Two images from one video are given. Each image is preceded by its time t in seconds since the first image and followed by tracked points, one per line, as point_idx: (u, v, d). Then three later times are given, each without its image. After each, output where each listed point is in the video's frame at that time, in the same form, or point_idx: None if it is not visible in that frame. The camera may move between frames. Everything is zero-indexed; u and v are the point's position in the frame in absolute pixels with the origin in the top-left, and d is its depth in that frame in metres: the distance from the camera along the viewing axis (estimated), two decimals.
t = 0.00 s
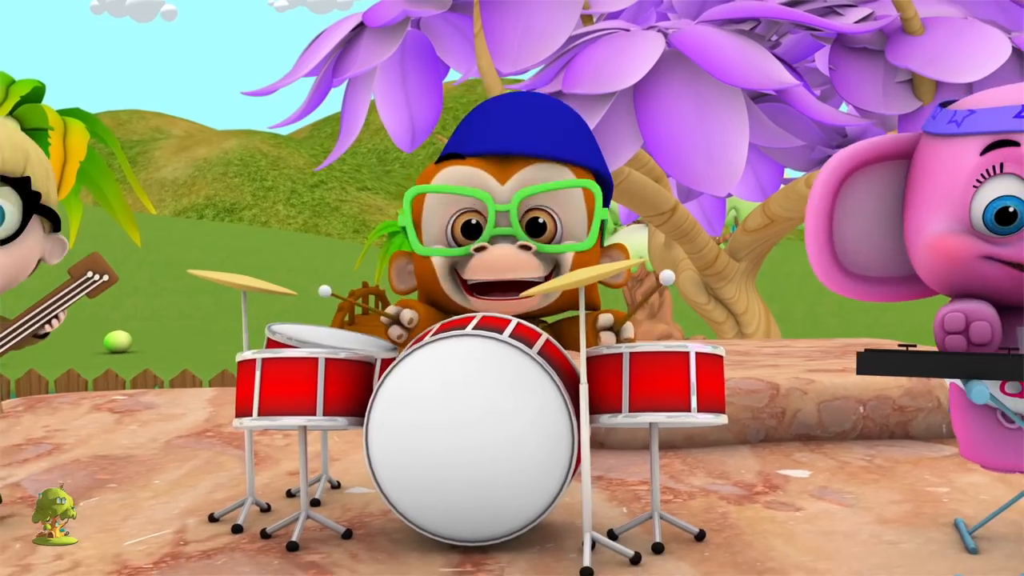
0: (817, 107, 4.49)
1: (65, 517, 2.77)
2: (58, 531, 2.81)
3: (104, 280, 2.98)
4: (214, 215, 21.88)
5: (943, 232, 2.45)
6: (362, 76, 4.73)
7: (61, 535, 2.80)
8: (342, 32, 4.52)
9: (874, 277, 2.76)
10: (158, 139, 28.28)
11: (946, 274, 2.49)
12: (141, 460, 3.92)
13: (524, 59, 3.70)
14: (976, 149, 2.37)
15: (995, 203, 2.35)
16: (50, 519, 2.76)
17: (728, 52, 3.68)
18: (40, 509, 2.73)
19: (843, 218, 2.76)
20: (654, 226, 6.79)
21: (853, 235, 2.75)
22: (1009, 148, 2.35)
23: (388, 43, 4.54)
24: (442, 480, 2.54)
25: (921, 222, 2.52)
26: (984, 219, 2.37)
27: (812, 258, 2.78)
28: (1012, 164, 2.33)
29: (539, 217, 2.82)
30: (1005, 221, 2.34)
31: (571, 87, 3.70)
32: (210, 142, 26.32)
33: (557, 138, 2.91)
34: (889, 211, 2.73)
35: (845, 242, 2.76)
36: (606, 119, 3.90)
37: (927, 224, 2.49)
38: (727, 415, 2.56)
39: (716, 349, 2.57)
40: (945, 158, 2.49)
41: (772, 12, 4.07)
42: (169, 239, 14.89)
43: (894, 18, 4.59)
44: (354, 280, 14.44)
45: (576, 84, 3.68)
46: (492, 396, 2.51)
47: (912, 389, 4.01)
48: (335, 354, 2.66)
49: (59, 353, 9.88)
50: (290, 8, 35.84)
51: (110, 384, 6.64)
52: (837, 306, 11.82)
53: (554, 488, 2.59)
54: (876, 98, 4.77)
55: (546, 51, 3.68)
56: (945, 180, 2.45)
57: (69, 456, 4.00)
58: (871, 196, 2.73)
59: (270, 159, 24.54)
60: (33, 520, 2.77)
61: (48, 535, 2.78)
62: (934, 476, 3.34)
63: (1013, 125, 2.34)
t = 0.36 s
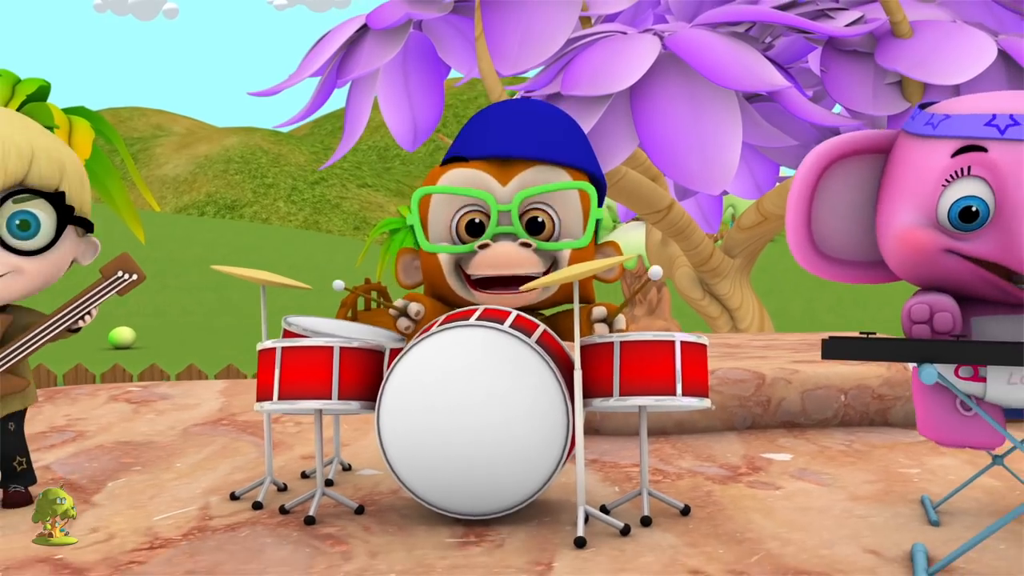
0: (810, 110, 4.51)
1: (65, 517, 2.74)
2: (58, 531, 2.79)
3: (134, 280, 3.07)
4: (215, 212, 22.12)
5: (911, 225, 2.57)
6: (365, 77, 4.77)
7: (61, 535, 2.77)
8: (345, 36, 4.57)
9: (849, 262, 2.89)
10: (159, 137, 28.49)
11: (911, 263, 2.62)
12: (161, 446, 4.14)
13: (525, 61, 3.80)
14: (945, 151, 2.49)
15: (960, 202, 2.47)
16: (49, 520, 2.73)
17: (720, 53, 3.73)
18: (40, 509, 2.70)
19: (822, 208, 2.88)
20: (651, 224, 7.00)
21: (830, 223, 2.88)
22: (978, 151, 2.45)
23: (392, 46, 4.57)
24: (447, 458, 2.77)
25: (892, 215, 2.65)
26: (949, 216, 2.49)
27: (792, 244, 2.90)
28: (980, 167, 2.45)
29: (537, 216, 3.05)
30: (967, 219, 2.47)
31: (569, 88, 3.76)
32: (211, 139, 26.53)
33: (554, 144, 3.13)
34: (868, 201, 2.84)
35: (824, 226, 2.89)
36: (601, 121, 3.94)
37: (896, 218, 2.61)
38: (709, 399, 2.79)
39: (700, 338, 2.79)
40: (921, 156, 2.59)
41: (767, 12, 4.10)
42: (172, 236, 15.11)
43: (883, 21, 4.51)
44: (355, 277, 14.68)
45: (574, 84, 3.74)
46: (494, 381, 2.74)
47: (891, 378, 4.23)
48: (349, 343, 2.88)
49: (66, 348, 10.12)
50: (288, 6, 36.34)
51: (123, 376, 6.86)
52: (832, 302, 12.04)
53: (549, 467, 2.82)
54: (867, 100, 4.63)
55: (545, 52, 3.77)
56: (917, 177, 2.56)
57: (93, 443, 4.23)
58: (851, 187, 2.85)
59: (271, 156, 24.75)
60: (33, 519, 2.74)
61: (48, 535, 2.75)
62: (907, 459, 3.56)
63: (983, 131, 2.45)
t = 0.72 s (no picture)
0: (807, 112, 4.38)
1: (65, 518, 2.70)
2: (58, 531, 2.75)
3: (156, 266, 3.34)
4: (216, 209, 22.35)
5: (863, 197, 2.75)
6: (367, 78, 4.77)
7: (61, 535, 2.74)
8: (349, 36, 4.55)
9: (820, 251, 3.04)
10: (161, 135, 28.74)
11: (865, 236, 2.77)
12: (179, 432, 4.37)
13: (525, 63, 3.64)
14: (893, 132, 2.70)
15: (905, 176, 2.65)
16: (48, 520, 2.68)
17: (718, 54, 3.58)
18: (39, 510, 2.66)
19: (796, 195, 3.05)
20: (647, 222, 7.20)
21: (802, 209, 3.04)
22: (920, 132, 2.67)
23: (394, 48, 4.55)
24: (452, 439, 3.00)
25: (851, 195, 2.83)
26: (896, 188, 2.67)
27: (768, 230, 3.07)
28: (923, 147, 2.65)
29: (537, 214, 3.26)
30: (912, 191, 2.64)
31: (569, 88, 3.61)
32: (213, 137, 26.75)
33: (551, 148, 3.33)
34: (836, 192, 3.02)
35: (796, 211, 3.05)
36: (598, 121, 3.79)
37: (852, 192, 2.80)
38: (694, 385, 3.03)
39: (686, 329, 3.01)
40: (875, 143, 2.82)
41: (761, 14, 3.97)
42: (175, 233, 15.32)
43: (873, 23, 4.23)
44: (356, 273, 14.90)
45: (572, 86, 3.61)
46: (494, 366, 2.96)
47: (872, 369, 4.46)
48: (360, 334, 3.11)
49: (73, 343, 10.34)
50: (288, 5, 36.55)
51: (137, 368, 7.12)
52: (827, 299, 12.25)
53: (547, 448, 3.06)
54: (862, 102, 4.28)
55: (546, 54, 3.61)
56: (871, 161, 2.76)
57: (115, 430, 4.46)
58: (820, 181, 3.02)
59: (272, 154, 24.95)
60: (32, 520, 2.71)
61: (48, 535, 2.72)
62: (883, 443, 3.78)
63: (924, 115, 2.67)
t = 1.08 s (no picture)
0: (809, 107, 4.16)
1: (65, 518, 2.69)
2: (58, 531, 2.74)
3: (180, 272, 3.59)
4: (217, 207, 22.58)
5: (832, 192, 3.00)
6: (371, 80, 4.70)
7: (62, 535, 2.72)
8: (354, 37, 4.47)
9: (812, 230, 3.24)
10: (162, 132, 28.95)
11: (831, 228, 3.02)
12: (195, 421, 4.59)
13: (525, 64, 3.68)
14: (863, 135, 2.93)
15: (869, 176, 2.90)
16: (49, 520, 2.67)
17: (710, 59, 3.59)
18: (39, 510, 2.65)
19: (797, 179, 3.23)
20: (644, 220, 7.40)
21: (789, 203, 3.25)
22: (887, 137, 2.91)
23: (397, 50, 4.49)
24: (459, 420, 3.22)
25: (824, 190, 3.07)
26: (857, 186, 2.93)
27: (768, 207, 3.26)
28: (889, 150, 2.89)
29: (538, 214, 3.47)
30: (871, 189, 2.90)
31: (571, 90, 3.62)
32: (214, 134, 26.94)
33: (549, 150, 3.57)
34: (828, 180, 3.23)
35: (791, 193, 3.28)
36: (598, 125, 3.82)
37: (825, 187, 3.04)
38: (682, 372, 3.26)
39: (674, 321, 3.23)
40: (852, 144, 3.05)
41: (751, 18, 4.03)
42: (179, 231, 15.56)
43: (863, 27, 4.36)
44: (358, 270, 15.13)
45: (571, 87, 3.67)
46: (493, 354, 3.18)
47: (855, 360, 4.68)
48: (371, 325, 3.34)
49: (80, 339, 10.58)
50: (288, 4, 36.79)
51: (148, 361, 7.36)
52: (822, 295, 12.46)
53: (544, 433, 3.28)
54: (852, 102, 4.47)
55: (549, 55, 3.67)
56: (844, 161, 3.00)
57: (133, 418, 4.69)
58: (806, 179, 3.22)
59: (272, 151, 25.16)
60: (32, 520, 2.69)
61: (48, 535, 2.70)
62: (862, 429, 4.01)
63: (892, 121, 2.91)
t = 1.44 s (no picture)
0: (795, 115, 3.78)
1: (65, 518, 2.67)
2: (58, 531, 2.72)
3: (195, 255, 3.83)
4: (218, 204, 22.82)
5: (812, 218, 3.20)
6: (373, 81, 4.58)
7: (62, 535, 2.71)
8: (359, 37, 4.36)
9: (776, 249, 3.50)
10: (162, 130, 29.19)
11: (816, 250, 3.23)
12: (209, 410, 4.81)
13: (526, 66, 3.53)
14: (834, 162, 3.12)
15: (849, 200, 3.11)
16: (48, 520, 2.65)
17: (711, 62, 3.37)
18: (39, 509, 2.63)
19: (757, 201, 3.47)
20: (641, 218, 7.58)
21: (763, 216, 3.48)
22: (858, 162, 3.10)
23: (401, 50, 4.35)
24: (457, 409, 3.44)
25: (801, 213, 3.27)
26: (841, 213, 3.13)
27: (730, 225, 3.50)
28: (862, 173, 3.09)
29: (523, 212, 3.71)
30: (854, 214, 3.10)
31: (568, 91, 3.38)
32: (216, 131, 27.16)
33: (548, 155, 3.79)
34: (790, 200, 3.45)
35: (755, 220, 3.50)
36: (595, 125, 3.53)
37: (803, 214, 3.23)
38: (671, 362, 3.48)
39: (664, 313, 3.44)
40: (820, 165, 3.24)
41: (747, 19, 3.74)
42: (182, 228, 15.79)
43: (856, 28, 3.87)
44: (359, 267, 15.35)
45: (568, 87, 3.41)
46: (496, 350, 3.39)
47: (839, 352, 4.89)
48: (380, 318, 3.56)
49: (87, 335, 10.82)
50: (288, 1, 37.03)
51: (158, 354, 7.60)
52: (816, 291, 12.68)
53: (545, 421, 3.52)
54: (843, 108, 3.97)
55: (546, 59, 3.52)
56: (818, 185, 3.20)
57: (151, 408, 4.91)
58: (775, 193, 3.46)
59: (273, 149, 25.37)
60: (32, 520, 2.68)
61: (48, 535, 2.69)
62: (844, 417, 4.23)
63: (860, 145, 3.09)
